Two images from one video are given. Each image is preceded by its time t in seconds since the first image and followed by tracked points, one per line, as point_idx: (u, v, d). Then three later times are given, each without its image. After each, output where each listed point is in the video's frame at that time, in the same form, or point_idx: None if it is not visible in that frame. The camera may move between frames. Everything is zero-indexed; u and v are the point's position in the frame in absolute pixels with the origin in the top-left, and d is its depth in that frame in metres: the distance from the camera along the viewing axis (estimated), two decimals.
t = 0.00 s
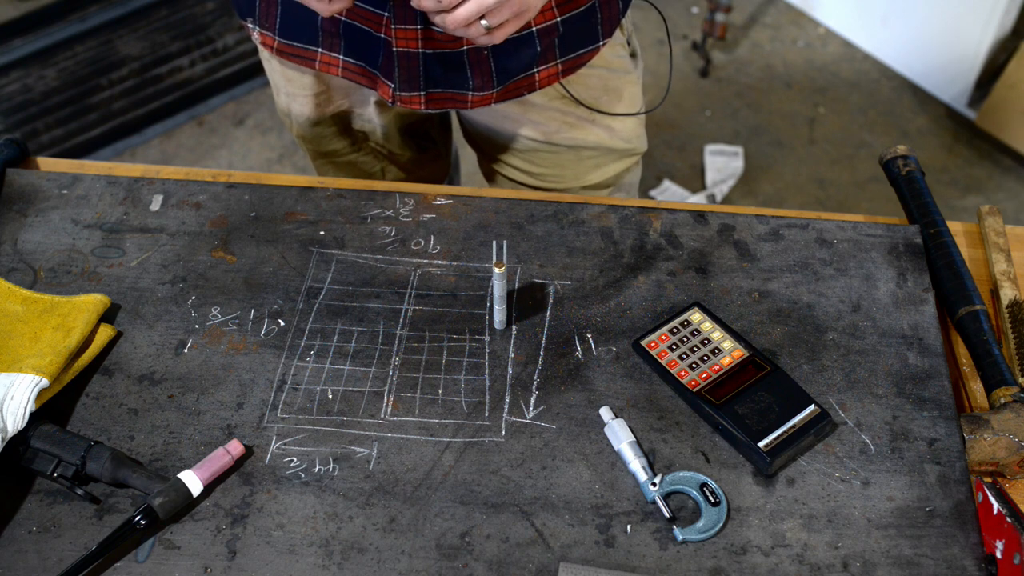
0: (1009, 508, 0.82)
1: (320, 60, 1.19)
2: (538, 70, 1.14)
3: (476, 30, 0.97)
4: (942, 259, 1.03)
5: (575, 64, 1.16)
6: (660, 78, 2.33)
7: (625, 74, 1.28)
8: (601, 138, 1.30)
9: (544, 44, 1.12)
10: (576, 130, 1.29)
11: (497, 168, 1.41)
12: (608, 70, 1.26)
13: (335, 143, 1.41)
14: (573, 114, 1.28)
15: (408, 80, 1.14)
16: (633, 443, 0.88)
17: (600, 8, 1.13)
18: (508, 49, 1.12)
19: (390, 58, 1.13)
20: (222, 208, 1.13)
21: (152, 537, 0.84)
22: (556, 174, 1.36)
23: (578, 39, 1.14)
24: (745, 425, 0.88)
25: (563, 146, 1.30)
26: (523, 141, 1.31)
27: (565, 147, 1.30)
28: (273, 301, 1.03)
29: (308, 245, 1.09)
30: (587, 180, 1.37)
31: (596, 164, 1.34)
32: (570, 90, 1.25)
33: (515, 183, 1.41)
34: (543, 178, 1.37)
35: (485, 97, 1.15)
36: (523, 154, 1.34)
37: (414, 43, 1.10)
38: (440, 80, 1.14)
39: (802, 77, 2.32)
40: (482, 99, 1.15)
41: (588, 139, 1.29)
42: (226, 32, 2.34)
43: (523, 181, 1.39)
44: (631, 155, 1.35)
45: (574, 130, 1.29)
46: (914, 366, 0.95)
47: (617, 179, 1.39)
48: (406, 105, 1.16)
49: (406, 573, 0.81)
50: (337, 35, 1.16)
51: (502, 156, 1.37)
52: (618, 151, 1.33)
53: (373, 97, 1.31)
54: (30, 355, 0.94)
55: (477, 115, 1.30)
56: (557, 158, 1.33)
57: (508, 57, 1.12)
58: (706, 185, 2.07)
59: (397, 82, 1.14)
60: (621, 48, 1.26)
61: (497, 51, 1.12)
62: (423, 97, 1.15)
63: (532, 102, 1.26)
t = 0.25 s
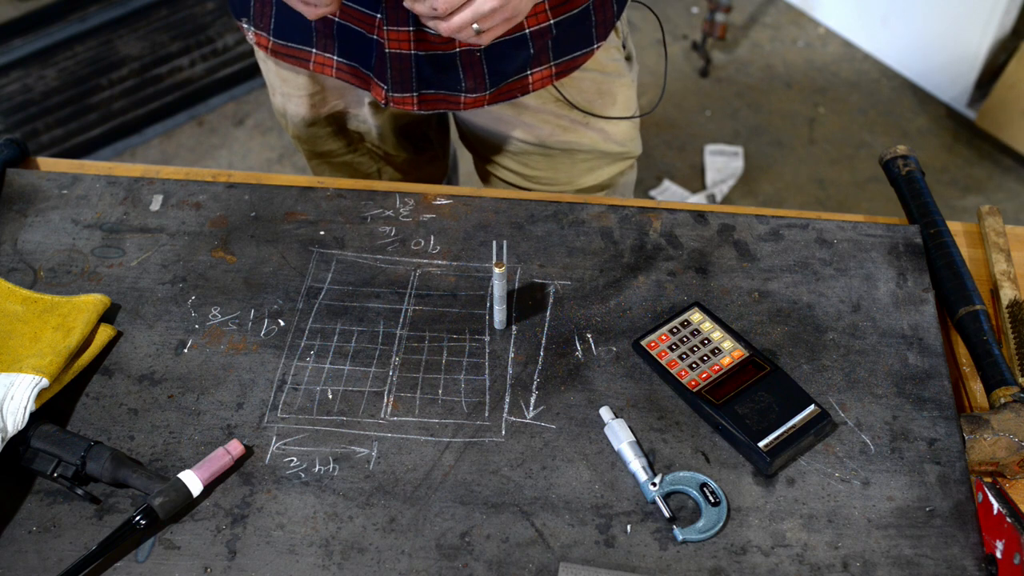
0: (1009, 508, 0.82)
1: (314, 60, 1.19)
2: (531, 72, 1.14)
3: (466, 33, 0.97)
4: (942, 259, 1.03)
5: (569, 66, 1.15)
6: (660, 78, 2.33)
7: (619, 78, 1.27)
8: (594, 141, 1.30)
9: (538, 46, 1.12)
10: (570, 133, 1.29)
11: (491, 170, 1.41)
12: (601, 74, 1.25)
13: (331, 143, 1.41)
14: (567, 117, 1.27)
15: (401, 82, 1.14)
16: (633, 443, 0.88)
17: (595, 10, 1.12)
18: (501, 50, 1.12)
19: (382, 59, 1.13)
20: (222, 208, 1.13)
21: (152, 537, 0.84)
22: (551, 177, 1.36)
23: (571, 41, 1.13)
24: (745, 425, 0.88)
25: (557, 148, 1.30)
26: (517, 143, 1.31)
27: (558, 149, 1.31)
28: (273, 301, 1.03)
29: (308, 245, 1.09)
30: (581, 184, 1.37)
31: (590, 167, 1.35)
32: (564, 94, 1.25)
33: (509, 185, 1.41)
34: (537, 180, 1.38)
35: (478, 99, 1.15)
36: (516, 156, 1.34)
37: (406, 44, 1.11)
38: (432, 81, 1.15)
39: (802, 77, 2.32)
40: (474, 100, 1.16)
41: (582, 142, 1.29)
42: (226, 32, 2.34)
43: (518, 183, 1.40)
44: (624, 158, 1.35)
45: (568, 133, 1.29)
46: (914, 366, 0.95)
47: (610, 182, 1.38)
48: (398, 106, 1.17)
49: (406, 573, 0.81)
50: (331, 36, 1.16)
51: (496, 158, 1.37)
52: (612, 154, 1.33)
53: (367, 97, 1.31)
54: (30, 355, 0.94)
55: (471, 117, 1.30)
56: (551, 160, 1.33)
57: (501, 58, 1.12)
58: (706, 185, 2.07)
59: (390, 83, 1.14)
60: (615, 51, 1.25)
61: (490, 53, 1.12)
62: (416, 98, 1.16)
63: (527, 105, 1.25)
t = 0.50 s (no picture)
0: (1009, 508, 0.82)
1: (313, 62, 1.18)
2: (529, 72, 1.14)
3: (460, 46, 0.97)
4: (942, 259, 1.03)
5: (567, 66, 1.15)
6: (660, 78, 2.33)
7: (616, 78, 1.26)
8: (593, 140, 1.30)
9: (535, 47, 1.12)
10: (568, 133, 1.29)
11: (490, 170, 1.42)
12: (600, 74, 1.24)
13: (329, 144, 1.41)
14: (565, 118, 1.27)
15: (399, 84, 1.15)
16: (633, 443, 0.88)
17: (592, 10, 1.13)
18: (499, 51, 1.12)
19: (380, 61, 1.14)
20: (222, 208, 1.13)
21: (152, 537, 0.84)
22: (548, 177, 1.37)
23: (569, 41, 1.13)
24: (745, 425, 0.88)
25: (555, 147, 1.31)
26: (516, 143, 1.32)
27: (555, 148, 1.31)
28: (273, 301, 1.03)
29: (308, 245, 1.09)
30: (578, 182, 1.38)
31: (588, 167, 1.35)
32: (562, 94, 1.24)
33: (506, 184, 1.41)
34: (535, 180, 1.38)
35: (476, 100, 1.16)
36: (516, 157, 1.35)
37: (404, 46, 1.12)
38: (430, 83, 1.15)
39: (802, 77, 2.32)
40: (472, 101, 1.16)
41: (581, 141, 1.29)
42: (226, 32, 2.34)
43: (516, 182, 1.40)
44: (623, 158, 1.36)
45: (566, 133, 1.28)
46: (914, 366, 0.95)
47: (609, 181, 1.39)
48: (397, 107, 1.17)
49: (406, 573, 0.81)
50: (329, 39, 1.16)
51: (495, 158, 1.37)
52: (610, 154, 1.34)
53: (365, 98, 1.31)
54: (30, 355, 0.94)
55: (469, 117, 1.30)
56: (549, 160, 1.34)
57: (499, 60, 1.13)
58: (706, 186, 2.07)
59: (388, 85, 1.15)
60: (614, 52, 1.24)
61: (487, 54, 1.12)
62: (414, 100, 1.16)
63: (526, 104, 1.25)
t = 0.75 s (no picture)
0: (1009, 508, 0.82)
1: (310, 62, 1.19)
2: (524, 72, 1.15)
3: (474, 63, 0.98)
4: (942, 259, 1.03)
5: (562, 66, 1.16)
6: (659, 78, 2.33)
7: (614, 78, 1.27)
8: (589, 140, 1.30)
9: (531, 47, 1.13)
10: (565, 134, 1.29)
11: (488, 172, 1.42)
12: (596, 74, 1.25)
13: (326, 145, 1.41)
14: (562, 119, 1.27)
15: (393, 81, 1.13)
16: (633, 443, 0.88)
17: (588, 11, 1.13)
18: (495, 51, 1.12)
19: (376, 57, 1.12)
20: (222, 208, 1.13)
21: (152, 537, 0.84)
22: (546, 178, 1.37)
23: (565, 41, 1.14)
24: (745, 425, 0.88)
25: (553, 149, 1.30)
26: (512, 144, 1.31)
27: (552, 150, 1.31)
28: (273, 301, 1.03)
29: (308, 245, 1.09)
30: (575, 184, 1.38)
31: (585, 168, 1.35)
32: (558, 94, 1.25)
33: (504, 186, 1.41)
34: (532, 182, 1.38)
35: (470, 97, 1.16)
36: (512, 157, 1.34)
37: (399, 41, 1.10)
38: (425, 80, 1.15)
39: (802, 77, 2.32)
40: (466, 99, 1.16)
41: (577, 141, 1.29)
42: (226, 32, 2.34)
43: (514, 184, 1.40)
44: (619, 159, 1.36)
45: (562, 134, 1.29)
46: (914, 366, 0.95)
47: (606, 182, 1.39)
48: (391, 105, 1.16)
49: (406, 573, 0.81)
50: (326, 38, 1.15)
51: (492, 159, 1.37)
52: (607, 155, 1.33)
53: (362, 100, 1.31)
54: (30, 355, 0.94)
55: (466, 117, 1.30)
56: (546, 162, 1.33)
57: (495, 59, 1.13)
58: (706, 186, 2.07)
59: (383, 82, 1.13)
60: (610, 52, 1.25)
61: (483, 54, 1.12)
62: (407, 98, 1.14)
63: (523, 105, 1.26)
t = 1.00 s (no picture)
0: (1009, 508, 0.82)
1: (317, 67, 1.19)
2: (529, 68, 1.16)
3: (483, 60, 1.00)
4: (942, 259, 1.03)
5: (566, 62, 1.17)
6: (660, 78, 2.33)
7: (615, 74, 1.28)
8: (591, 136, 1.31)
9: (536, 44, 1.13)
10: (567, 130, 1.29)
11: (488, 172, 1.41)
12: (598, 70, 1.26)
13: (329, 149, 1.41)
14: (564, 114, 1.28)
15: (401, 82, 1.11)
16: (633, 443, 0.88)
17: (591, 6, 1.13)
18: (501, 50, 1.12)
19: (383, 60, 1.10)
20: (222, 208, 1.13)
21: (152, 537, 0.84)
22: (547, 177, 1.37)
23: (568, 37, 1.14)
24: (745, 425, 0.88)
25: (554, 146, 1.31)
26: (515, 143, 1.31)
27: (553, 147, 1.31)
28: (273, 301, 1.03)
29: (308, 245, 1.09)
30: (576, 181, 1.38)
31: (587, 165, 1.35)
32: (561, 90, 1.25)
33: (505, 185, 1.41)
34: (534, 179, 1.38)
35: (478, 96, 1.16)
36: (514, 156, 1.34)
37: (408, 42, 1.08)
38: (432, 80, 1.13)
39: (802, 77, 2.32)
40: (474, 98, 1.16)
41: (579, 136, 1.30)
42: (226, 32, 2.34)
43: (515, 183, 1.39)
44: (620, 155, 1.37)
45: (565, 129, 1.29)
46: (914, 366, 0.95)
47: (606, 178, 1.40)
48: (399, 108, 1.14)
49: (406, 573, 0.81)
50: (332, 42, 1.15)
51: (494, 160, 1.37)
52: (607, 150, 1.34)
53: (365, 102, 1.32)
54: (31, 355, 0.94)
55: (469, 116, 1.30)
56: (547, 159, 1.34)
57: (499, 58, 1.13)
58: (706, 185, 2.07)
59: (390, 85, 1.11)
60: (611, 47, 1.27)
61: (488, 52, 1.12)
62: (416, 99, 1.13)
63: (525, 103, 1.26)
